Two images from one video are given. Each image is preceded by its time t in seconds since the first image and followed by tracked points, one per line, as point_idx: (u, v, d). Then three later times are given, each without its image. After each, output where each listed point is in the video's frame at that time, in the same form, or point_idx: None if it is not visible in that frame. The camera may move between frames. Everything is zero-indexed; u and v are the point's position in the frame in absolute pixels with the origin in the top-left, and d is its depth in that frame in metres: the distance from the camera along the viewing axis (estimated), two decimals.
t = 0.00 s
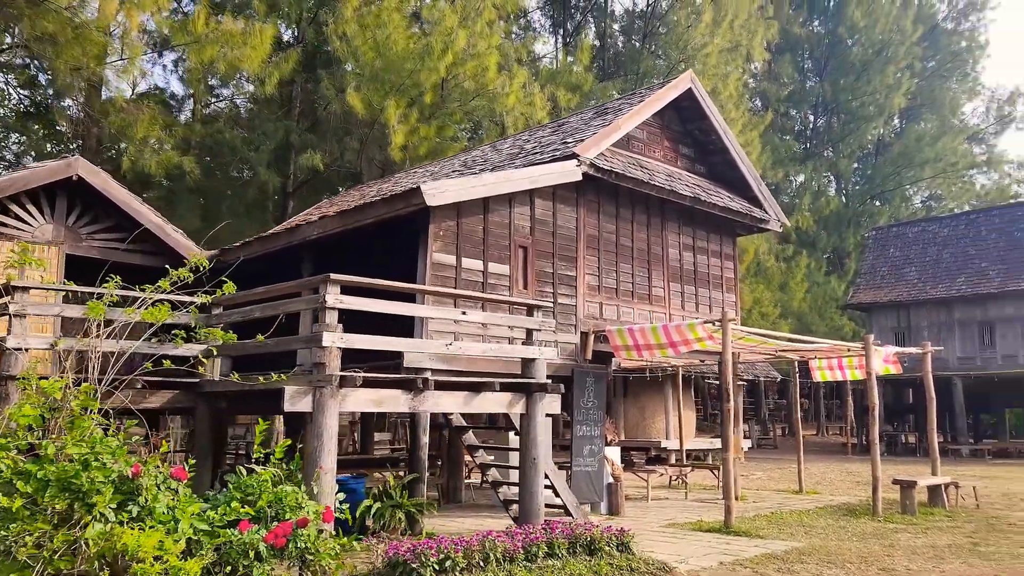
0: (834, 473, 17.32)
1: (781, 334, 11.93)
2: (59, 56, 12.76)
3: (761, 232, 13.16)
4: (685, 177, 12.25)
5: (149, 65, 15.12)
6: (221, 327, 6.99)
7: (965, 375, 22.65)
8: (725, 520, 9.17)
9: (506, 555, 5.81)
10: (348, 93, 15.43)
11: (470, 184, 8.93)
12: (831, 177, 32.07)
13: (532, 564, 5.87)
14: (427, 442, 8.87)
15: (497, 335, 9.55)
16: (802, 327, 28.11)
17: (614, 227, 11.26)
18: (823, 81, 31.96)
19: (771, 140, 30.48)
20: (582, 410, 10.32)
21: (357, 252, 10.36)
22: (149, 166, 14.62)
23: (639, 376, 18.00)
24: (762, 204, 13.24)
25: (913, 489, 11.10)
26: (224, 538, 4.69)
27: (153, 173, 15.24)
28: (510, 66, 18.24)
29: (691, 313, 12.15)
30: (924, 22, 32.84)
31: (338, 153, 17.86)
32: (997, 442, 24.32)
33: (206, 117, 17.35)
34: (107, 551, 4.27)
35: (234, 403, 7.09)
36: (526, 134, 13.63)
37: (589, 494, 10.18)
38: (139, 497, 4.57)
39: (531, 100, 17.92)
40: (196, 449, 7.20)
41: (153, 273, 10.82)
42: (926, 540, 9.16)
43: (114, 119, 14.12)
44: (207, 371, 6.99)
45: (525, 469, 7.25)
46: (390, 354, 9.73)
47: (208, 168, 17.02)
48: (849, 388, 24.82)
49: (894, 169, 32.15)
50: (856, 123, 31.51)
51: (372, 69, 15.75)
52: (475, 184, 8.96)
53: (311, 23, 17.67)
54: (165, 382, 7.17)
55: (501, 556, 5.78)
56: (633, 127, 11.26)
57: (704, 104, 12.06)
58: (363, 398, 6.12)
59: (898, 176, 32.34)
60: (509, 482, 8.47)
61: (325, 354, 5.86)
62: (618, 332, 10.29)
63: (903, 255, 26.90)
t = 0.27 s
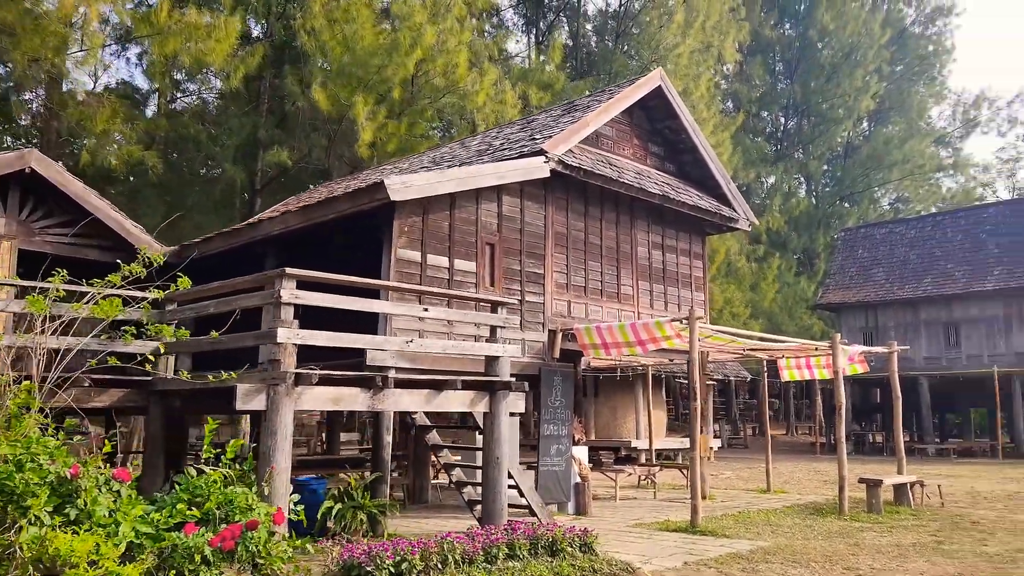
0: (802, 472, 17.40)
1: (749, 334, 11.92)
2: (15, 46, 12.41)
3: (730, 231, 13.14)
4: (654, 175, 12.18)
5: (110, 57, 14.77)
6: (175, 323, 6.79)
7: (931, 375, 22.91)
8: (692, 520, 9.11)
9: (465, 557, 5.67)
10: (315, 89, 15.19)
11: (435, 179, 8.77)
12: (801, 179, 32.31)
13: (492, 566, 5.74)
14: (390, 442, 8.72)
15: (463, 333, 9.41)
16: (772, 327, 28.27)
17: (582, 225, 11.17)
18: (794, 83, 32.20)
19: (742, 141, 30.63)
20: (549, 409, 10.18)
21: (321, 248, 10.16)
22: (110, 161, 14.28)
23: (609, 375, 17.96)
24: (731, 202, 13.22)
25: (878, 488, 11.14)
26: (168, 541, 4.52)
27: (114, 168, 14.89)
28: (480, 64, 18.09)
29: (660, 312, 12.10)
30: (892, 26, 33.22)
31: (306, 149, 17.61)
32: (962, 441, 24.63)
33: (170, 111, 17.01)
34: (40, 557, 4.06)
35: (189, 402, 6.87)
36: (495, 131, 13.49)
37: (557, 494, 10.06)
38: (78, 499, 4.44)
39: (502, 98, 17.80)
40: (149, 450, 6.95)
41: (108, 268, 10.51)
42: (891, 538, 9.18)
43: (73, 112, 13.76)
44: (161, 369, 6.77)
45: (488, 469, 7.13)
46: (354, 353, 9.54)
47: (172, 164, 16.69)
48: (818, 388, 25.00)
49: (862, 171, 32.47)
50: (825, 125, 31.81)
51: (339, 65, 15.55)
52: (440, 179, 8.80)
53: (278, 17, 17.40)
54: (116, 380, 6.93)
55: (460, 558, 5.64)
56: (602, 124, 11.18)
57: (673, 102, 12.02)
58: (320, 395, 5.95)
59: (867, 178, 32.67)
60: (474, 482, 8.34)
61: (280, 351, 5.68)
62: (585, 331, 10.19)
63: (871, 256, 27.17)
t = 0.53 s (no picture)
0: (765, 475, 17.45)
1: (712, 337, 11.88)
2: None
3: (695, 234, 13.09)
4: (620, 176, 12.08)
5: (64, 48, 14.33)
6: (119, 323, 6.54)
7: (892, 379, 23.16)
8: (654, 525, 9.01)
9: (417, 568, 5.49)
10: (276, 85, 14.88)
11: (395, 176, 8.58)
12: (767, 183, 32.58)
13: None
14: (346, 446, 8.50)
15: (424, 334, 9.22)
16: (737, 331, 28.42)
17: (547, 225, 11.02)
18: (761, 88, 32.43)
19: (710, 145, 30.76)
20: (511, 413, 10.00)
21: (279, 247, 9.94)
22: (63, 155, 13.85)
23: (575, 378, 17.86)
24: (697, 205, 13.17)
25: (840, 492, 11.15)
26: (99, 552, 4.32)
27: (68, 163, 14.46)
28: (447, 62, 17.90)
29: (624, 315, 12.00)
30: (858, 33, 33.62)
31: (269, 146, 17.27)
32: (922, 444, 24.95)
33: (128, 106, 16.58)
34: None
35: (133, 406, 6.62)
36: (461, 130, 13.31)
37: (518, 499, 9.92)
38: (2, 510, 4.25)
39: (469, 97, 17.63)
40: (90, 455, 6.67)
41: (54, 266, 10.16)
42: (851, 543, 9.17)
43: (23, 104, 13.32)
44: (105, 370, 6.51)
45: (445, 474, 6.95)
46: (311, 354, 9.30)
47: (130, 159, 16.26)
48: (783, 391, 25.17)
49: (827, 176, 32.80)
50: (792, 131, 32.08)
51: (303, 61, 15.26)
52: (400, 177, 8.61)
53: (241, 11, 17.04)
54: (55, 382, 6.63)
55: (411, 569, 5.47)
56: (567, 124, 11.05)
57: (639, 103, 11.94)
58: (268, 399, 5.73)
59: (832, 184, 32.99)
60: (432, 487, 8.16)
61: (226, 352, 5.45)
62: (549, 333, 10.05)
63: (835, 261, 27.43)
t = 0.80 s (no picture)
0: (727, 477, 17.51)
1: (674, 338, 11.85)
2: None
3: (658, 235, 13.06)
4: (583, 176, 12.00)
5: (12, 38, 13.87)
6: (59, 320, 6.31)
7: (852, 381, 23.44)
8: (613, 527, 8.94)
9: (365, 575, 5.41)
10: (234, 80, 14.58)
11: (352, 173, 8.40)
12: (732, 186, 32.84)
13: None
14: (300, 448, 8.33)
15: (382, 334, 9.05)
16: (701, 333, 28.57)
17: (509, 225, 10.90)
18: (726, 92, 32.67)
19: (675, 147, 30.89)
20: (470, 414, 9.91)
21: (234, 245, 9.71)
22: (12, 149, 13.41)
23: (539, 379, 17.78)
24: (660, 206, 13.14)
25: (800, 493, 11.18)
26: (26, 561, 4.19)
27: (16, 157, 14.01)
28: (411, 59, 17.71)
29: (587, 316, 11.93)
30: (821, 39, 34.05)
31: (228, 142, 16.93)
32: (881, 445, 25.29)
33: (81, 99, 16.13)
34: None
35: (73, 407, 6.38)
36: (423, 127, 13.14)
37: (476, 501, 9.81)
38: None
39: (434, 95, 17.48)
40: (26, 459, 6.41)
41: None
42: (810, 544, 9.18)
43: None
44: (42, 371, 6.25)
45: (398, 478, 6.80)
46: (265, 354, 9.07)
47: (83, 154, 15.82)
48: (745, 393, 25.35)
49: (791, 180, 33.14)
50: (756, 134, 32.36)
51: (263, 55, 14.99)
52: (357, 174, 8.43)
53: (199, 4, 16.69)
54: None
55: None
56: (530, 122, 10.95)
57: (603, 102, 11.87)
58: (213, 400, 5.53)
59: (795, 188, 33.35)
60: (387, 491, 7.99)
61: (168, 351, 5.25)
62: (510, 333, 9.93)
63: (797, 263, 27.71)
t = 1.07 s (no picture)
0: (690, 476, 17.54)
1: (636, 337, 11.80)
2: None
3: (622, 233, 13.00)
4: (546, 173, 11.90)
5: None
6: None
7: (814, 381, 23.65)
8: (573, 528, 8.85)
9: None
10: (190, 72, 14.24)
11: (307, 166, 8.20)
12: (697, 188, 33.01)
13: None
14: (252, 448, 8.11)
15: (338, 331, 8.85)
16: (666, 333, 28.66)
17: (470, 222, 10.76)
18: (692, 93, 32.82)
19: (641, 148, 30.97)
20: (429, 414, 9.70)
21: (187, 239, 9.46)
22: None
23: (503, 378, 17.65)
24: (623, 204, 13.09)
25: (760, 492, 11.19)
26: None
27: None
28: (374, 54, 17.48)
29: (549, 314, 11.82)
30: (786, 43, 34.38)
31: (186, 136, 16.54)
32: (842, 444, 25.58)
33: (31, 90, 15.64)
34: None
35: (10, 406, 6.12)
36: (385, 123, 12.93)
37: (435, 502, 9.64)
38: None
39: (398, 91, 17.29)
40: None
41: None
42: (769, 544, 9.18)
43: None
44: None
45: (351, 479, 6.63)
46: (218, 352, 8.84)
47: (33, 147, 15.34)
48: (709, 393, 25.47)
49: (755, 182, 33.41)
50: (721, 136, 32.58)
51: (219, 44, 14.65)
52: (313, 167, 8.23)
53: None
54: None
55: None
56: (492, 118, 10.82)
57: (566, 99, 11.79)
58: (154, 398, 5.33)
59: (760, 189, 33.61)
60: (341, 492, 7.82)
61: (106, 347, 5.04)
62: (470, 332, 9.79)
63: (760, 263, 27.93)
